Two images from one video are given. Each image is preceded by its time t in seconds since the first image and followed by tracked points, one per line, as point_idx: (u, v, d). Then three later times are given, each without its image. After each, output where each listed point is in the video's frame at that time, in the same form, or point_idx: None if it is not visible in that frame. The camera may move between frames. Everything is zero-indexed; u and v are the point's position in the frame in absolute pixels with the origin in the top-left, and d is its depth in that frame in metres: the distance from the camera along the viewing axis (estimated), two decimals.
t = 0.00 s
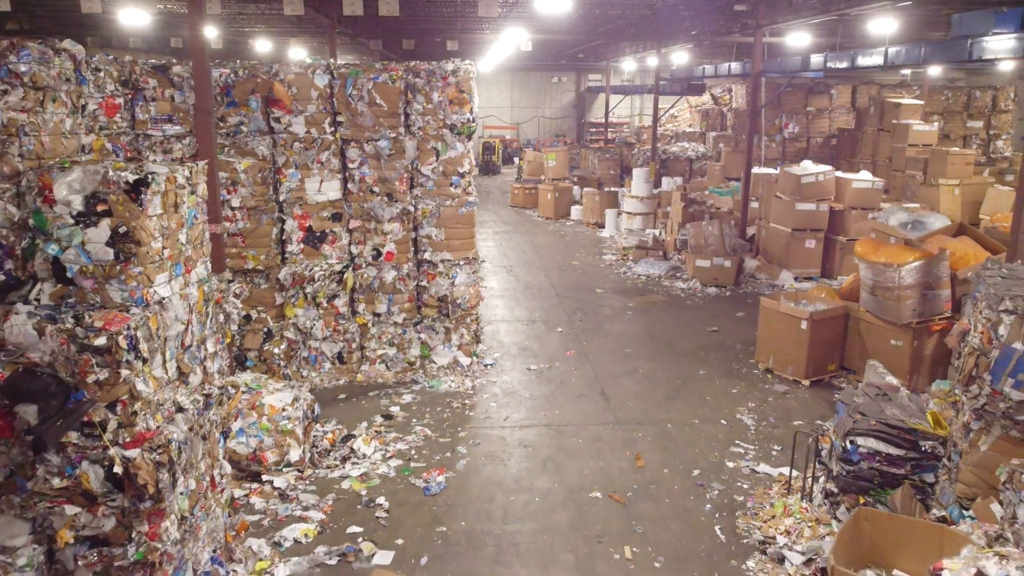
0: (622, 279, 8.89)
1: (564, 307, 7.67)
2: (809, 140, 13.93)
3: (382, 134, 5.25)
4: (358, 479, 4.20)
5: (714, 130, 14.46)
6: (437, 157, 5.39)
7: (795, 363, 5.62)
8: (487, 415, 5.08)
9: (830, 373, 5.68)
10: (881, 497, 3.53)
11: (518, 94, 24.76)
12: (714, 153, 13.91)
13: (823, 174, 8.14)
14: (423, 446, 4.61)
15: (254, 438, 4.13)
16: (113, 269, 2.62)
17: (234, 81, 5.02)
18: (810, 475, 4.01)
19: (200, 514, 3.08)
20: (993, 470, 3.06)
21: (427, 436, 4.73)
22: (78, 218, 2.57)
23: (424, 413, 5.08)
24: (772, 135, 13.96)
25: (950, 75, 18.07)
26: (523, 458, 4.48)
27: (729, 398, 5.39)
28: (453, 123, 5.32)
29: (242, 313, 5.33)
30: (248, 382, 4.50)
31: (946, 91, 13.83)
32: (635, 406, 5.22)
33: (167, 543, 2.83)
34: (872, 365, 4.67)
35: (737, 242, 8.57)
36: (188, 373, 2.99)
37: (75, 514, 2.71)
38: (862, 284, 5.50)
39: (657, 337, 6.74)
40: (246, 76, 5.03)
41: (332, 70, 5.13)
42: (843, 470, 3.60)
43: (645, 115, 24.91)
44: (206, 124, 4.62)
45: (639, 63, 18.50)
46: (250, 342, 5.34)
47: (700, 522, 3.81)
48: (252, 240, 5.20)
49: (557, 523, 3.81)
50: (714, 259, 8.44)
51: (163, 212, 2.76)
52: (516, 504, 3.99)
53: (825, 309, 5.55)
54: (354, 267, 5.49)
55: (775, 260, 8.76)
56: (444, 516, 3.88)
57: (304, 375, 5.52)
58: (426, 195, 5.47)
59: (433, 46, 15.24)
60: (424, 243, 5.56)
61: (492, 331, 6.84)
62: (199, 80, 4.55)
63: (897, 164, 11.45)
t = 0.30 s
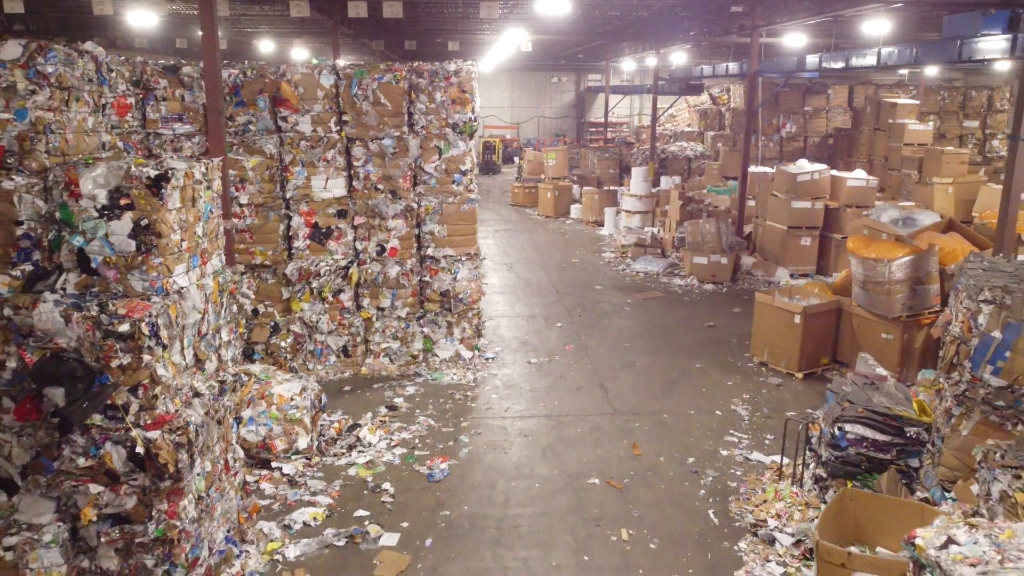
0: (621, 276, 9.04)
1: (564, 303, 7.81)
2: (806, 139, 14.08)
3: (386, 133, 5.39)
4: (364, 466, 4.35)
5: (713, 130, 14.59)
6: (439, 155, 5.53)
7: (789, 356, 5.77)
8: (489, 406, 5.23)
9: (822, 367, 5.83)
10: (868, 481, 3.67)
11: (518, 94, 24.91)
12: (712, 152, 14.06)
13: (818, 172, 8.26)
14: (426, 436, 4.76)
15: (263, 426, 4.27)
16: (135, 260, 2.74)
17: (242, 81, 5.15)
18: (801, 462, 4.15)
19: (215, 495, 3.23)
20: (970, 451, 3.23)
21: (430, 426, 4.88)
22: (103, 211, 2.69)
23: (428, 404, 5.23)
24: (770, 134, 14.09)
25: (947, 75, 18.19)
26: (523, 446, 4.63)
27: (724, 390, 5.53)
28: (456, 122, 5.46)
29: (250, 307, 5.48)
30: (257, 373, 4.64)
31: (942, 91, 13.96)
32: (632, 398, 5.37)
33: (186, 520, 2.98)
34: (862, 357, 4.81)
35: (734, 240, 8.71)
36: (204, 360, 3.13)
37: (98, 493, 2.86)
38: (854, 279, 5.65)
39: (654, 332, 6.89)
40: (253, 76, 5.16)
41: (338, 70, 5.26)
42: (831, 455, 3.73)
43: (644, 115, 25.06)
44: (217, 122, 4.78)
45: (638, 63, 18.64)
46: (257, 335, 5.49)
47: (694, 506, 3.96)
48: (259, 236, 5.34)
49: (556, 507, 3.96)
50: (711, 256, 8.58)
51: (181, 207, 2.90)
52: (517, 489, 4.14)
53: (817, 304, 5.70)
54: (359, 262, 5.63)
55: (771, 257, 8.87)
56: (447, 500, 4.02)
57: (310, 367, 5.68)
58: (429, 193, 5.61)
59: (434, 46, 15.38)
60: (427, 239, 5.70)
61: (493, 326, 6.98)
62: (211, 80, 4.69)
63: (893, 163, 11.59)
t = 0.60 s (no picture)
0: (620, 274, 9.18)
1: (564, 299, 7.95)
2: (804, 139, 14.22)
3: (390, 132, 5.53)
4: (370, 454, 4.49)
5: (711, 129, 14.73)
6: (442, 153, 5.67)
7: (783, 350, 5.90)
8: (490, 397, 5.37)
9: (815, 360, 5.97)
10: (855, 467, 3.81)
11: (518, 94, 25.07)
12: (711, 151, 14.20)
13: (814, 171, 8.39)
14: (430, 425, 4.90)
15: (272, 415, 4.40)
16: (155, 251, 2.88)
17: (250, 81, 5.29)
18: (791, 449, 4.30)
19: (229, 478, 3.38)
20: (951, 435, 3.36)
21: (434, 417, 5.02)
22: (125, 205, 2.84)
23: (430, 395, 5.37)
24: (767, 133, 14.24)
25: (944, 74, 18.31)
26: (524, 435, 4.77)
27: (720, 382, 5.68)
28: (458, 121, 5.61)
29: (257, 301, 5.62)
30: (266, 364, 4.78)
31: (938, 91, 14.09)
32: (630, 390, 5.51)
33: (202, 500, 3.12)
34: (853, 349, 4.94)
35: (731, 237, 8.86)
36: (219, 348, 3.28)
37: (119, 474, 3.00)
38: (846, 274, 5.79)
39: (652, 327, 7.03)
40: (262, 76, 5.30)
41: (343, 71, 5.40)
42: (821, 442, 3.87)
43: (644, 114, 25.20)
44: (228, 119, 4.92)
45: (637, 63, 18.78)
46: (264, 329, 5.64)
47: (688, 491, 4.10)
48: (266, 232, 5.48)
49: (556, 492, 4.11)
50: (708, 254, 8.74)
51: (198, 201, 3.04)
52: (518, 476, 4.28)
53: (811, 298, 5.84)
54: (363, 258, 5.77)
55: (768, 255, 9.00)
56: (451, 486, 4.17)
57: (316, 360, 5.83)
58: (432, 190, 5.75)
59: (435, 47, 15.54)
60: (429, 235, 5.85)
61: (494, 321, 7.13)
62: (221, 81, 4.83)
63: (888, 162, 11.72)
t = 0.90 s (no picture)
0: (619, 271, 9.32)
1: (564, 296, 8.10)
2: (801, 138, 14.36)
3: (394, 131, 5.67)
4: (375, 443, 4.64)
5: (710, 129, 14.87)
6: (444, 151, 5.82)
7: (777, 343, 6.05)
8: (491, 389, 5.51)
9: (809, 353, 6.11)
10: (844, 453, 3.95)
11: (519, 94, 25.21)
12: (709, 150, 14.35)
13: (809, 169, 8.52)
14: (433, 416, 5.05)
15: (280, 405, 4.54)
16: (173, 244, 3.01)
17: (258, 81, 5.43)
18: (783, 437, 4.44)
19: (241, 462, 3.52)
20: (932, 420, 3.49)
21: (437, 407, 5.16)
22: (145, 199, 2.96)
23: (433, 387, 5.52)
24: (765, 132, 14.38)
25: (941, 74, 18.44)
26: (524, 425, 4.92)
27: (715, 375, 5.82)
28: (460, 120, 5.76)
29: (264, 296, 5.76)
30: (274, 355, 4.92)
31: (934, 90, 14.23)
32: (628, 382, 5.66)
33: (217, 482, 3.27)
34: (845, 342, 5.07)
35: (728, 235, 9.02)
36: (233, 337, 3.43)
37: (138, 456, 3.14)
38: (839, 270, 5.93)
39: (650, 322, 7.17)
40: (269, 77, 5.44)
41: (348, 72, 5.54)
42: (811, 429, 4.01)
43: (643, 114, 25.34)
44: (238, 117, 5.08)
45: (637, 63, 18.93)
46: (271, 323, 5.78)
47: (684, 477, 4.25)
48: (273, 229, 5.60)
49: (555, 478, 4.25)
50: (706, 251, 8.91)
51: (214, 196, 3.18)
52: (519, 463, 4.43)
53: (804, 292, 5.98)
54: (367, 253, 5.92)
55: (765, 252, 9.14)
56: (454, 472, 4.31)
57: (321, 354, 5.97)
58: (435, 187, 5.90)
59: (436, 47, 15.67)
60: (432, 232, 6.00)
61: (495, 316, 7.27)
62: (231, 82, 4.97)
63: (885, 161, 11.76)
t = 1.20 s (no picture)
0: (618, 268, 9.46)
1: (563, 292, 8.23)
2: (798, 138, 14.50)
3: (398, 130, 5.81)
4: (380, 432, 4.78)
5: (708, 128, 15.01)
6: (447, 150, 5.95)
7: (772, 337, 6.19)
8: (492, 381, 5.66)
9: (803, 347, 6.25)
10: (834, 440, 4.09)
11: (519, 93, 25.36)
12: (708, 149, 14.50)
13: (805, 168, 8.66)
14: (436, 407, 5.19)
15: (288, 396, 4.68)
16: (189, 237, 3.16)
17: (265, 82, 5.57)
18: (775, 427, 4.59)
19: (253, 447, 3.68)
20: (915, 406, 3.64)
21: (439, 399, 5.31)
22: (163, 194, 3.11)
23: (436, 380, 5.67)
24: (763, 132, 14.53)
25: (939, 74, 18.56)
26: (525, 415, 5.06)
27: (711, 368, 5.96)
28: (462, 120, 5.89)
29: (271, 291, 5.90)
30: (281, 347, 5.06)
31: (931, 90, 14.35)
32: (626, 374, 5.81)
33: (231, 466, 3.42)
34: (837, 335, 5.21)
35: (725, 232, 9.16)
36: (245, 327, 3.58)
37: (156, 440, 3.28)
38: (832, 266, 6.07)
39: (648, 318, 7.31)
40: (276, 77, 5.58)
41: (353, 72, 5.68)
42: (802, 418, 4.14)
43: (643, 114, 25.49)
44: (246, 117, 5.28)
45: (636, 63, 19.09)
46: (278, 317, 5.92)
47: (679, 465, 4.39)
48: (279, 226, 5.77)
49: (555, 466, 4.39)
50: (703, 248, 9.05)
51: (227, 191, 3.33)
52: (519, 451, 4.57)
53: (798, 288, 6.11)
54: (371, 250, 6.06)
55: (761, 249, 9.28)
56: (456, 460, 4.46)
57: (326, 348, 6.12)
58: (437, 184, 6.03)
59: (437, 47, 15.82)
60: (435, 228, 6.13)
61: (496, 312, 7.42)
62: (239, 83, 5.14)
63: (879, 160, 12.01)
